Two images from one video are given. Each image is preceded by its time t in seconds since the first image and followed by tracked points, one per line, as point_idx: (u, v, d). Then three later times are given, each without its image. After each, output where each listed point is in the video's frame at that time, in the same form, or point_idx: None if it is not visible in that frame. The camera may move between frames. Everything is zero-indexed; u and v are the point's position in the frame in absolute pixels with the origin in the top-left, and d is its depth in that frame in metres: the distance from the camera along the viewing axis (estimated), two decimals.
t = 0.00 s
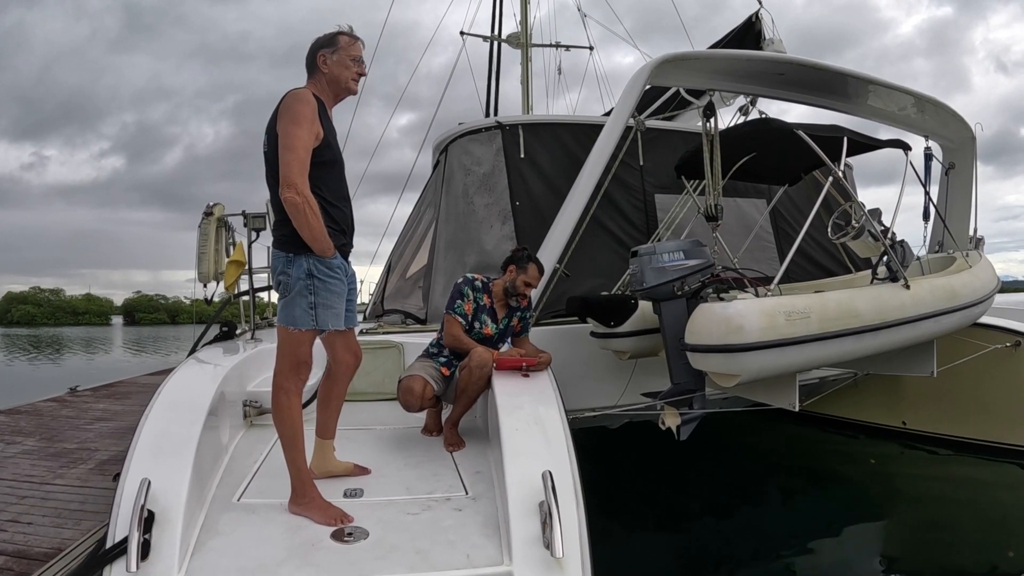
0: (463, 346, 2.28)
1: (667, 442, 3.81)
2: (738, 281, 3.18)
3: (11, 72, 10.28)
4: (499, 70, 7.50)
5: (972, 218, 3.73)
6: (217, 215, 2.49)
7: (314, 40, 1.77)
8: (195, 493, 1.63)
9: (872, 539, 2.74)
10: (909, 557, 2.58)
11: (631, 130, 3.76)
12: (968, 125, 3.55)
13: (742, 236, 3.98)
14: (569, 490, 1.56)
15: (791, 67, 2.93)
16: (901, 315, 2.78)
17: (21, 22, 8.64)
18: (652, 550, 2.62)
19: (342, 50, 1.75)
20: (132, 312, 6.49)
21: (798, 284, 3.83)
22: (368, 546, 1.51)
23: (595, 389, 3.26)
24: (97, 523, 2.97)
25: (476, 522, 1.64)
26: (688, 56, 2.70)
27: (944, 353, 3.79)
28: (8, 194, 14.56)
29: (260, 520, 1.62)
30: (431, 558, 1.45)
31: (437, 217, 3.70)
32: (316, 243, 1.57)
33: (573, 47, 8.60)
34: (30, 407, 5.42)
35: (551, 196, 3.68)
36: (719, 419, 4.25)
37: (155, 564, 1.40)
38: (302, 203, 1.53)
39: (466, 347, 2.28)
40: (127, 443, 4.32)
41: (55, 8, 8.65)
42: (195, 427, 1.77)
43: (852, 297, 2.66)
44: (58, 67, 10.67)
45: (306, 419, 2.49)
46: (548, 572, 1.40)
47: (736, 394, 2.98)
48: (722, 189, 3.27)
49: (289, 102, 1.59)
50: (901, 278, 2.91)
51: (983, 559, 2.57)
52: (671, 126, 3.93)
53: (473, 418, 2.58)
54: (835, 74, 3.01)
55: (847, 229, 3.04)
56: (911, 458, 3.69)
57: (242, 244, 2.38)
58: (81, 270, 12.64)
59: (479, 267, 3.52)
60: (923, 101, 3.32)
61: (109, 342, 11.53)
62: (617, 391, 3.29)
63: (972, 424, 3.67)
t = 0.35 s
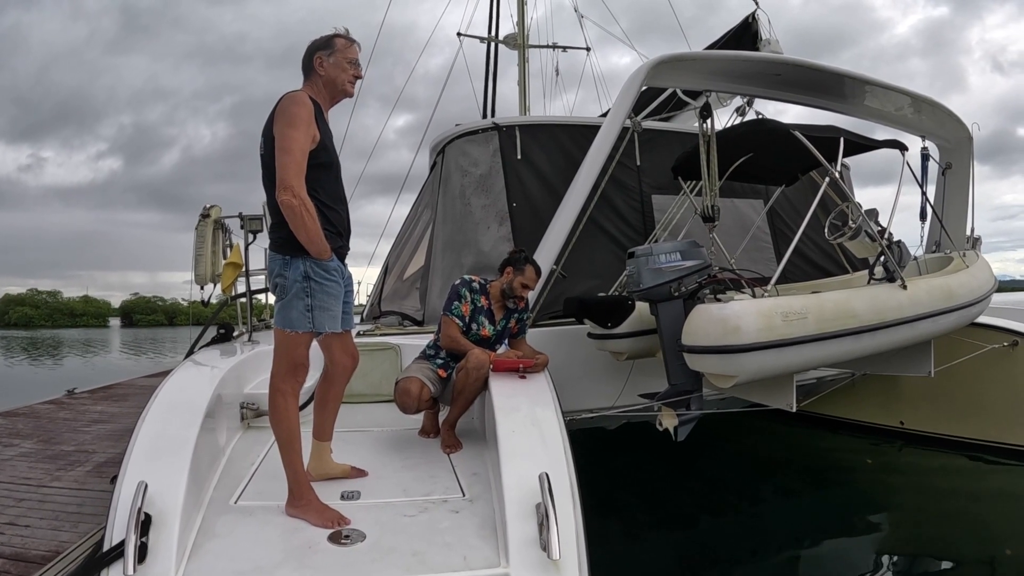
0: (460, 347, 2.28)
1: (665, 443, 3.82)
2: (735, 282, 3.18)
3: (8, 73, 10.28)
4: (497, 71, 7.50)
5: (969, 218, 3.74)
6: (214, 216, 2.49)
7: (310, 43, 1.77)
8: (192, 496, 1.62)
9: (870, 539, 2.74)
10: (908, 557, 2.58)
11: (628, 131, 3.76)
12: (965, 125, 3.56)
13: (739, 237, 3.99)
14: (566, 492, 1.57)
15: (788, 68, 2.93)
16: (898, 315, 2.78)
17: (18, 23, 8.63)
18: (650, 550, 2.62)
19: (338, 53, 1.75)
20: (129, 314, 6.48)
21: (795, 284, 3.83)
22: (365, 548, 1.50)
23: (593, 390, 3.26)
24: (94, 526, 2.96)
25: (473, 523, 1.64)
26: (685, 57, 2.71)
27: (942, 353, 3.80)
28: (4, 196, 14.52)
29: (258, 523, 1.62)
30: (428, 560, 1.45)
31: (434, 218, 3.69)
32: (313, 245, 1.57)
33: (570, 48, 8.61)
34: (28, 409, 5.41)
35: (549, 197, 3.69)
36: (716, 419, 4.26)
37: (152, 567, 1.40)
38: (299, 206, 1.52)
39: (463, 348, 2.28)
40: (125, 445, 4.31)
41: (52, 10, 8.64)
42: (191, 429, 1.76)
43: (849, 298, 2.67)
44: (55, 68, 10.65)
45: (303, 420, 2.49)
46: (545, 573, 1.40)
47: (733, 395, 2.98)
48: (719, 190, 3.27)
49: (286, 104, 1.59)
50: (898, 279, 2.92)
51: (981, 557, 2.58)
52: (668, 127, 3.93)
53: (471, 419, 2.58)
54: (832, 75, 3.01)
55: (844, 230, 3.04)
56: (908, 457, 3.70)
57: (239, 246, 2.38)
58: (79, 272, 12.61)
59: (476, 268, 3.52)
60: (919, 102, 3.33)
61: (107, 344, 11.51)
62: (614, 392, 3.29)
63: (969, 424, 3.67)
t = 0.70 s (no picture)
0: (457, 348, 2.28)
1: (663, 443, 3.82)
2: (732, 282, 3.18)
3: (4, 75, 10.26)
4: (494, 71, 7.49)
5: (965, 217, 3.75)
6: (211, 218, 2.49)
7: (306, 44, 1.76)
8: (189, 499, 1.62)
9: (870, 539, 2.74)
10: (906, 556, 2.59)
11: (625, 131, 3.76)
12: (961, 124, 3.57)
13: (736, 237, 3.99)
14: (564, 493, 1.56)
15: (785, 68, 2.94)
16: (895, 315, 2.78)
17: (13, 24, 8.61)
18: (649, 550, 2.63)
19: (335, 54, 1.75)
20: (126, 316, 6.46)
21: (793, 284, 3.84)
22: (363, 551, 1.50)
23: (590, 390, 3.26)
24: (92, 528, 2.95)
25: (470, 525, 1.64)
26: (681, 58, 2.71)
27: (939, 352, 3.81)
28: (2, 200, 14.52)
29: (255, 525, 1.62)
30: (426, 562, 1.45)
31: (431, 220, 3.69)
32: (309, 247, 1.57)
33: (567, 48, 8.60)
34: (24, 411, 5.40)
35: (546, 198, 3.68)
36: (714, 419, 4.26)
37: (149, 570, 1.39)
38: (295, 208, 1.52)
39: (460, 350, 2.28)
40: (122, 448, 4.30)
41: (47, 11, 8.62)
42: (188, 432, 1.76)
43: (846, 297, 2.67)
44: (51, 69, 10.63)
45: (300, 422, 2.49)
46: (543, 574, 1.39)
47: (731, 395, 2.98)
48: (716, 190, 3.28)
49: (281, 106, 1.59)
50: (895, 278, 2.92)
51: (979, 556, 2.58)
52: (665, 127, 3.93)
53: (468, 421, 2.58)
54: (828, 74, 3.01)
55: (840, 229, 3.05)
56: (906, 456, 3.71)
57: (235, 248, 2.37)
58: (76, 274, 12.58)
59: (473, 269, 3.52)
60: (916, 101, 3.34)
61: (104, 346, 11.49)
62: (612, 393, 3.29)
63: (967, 423, 3.68)
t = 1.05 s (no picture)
0: (459, 354, 2.28)
1: (664, 450, 3.81)
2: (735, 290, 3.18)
3: (10, 76, 10.32)
4: (498, 77, 7.50)
5: (968, 226, 3.75)
6: (214, 221, 2.50)
7: (310, 47, 1.77)
8: (190, 501, 1.62)
9: (871, 547, 2.73)
10: (909, 564, 2.58)
11: (628, 138, 3.77)
12: (964, 133, 3.57)
13: (739, 244, 3.99)
14: (566, 499, 1.56)
15: (789, 76, 2.94)
16: (898, 323, 2.78)
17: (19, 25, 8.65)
18: (650, 556, 2.62)
19: (340, 58, 1.76)
20: (128, 318, 6.47)
21: (795, 291, 3.84)
22: (363, 554, 1.50)
23: (592, 396, 3.25)
24: (91, 529, 2.95)
25: (471, 530, 1.63)
26: (685, 65, 2.71)
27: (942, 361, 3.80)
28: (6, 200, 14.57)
29: (255, 528, 1.61)
30: (427, 566, 1.45)
31: (434, 224, 3.69)
32: (311, 251, 1.57)
33: (571, 55, 8.61)
34: (26, 411, 5.40)
35: (549, 204, 3.69)
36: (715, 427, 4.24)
37: (150, 572, 1.39)
38: (297, 211, 1.52)
39: (463, 355, 2.28)
40: (123, 449, 4.30)
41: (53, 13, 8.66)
42: (190, 434, 1.76)
43: (849, 305, 2.67)
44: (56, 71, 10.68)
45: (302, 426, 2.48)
46: None
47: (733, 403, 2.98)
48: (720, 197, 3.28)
49: (284, 109, 1.59)
50: (898, 286, 2.92)
51: (981, 564, 2.57)
52: (669, 134, 3.94)
53: (470, 426, 2.57)
54: (832, 82, 3.02)
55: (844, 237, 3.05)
56: (907, 465, 3.70)
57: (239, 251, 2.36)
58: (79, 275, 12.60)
59: (476, 273, 3.52)
60: (919, 109, 3.34)
61: (106, 347, 11.51)
62: (614, 399, 3.28)
63: (970, 432, 3.67)
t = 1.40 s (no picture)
0: (462, 362, 2.28)
1: (666, 456, 3.80)
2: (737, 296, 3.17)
3: (13, 84, 10.38)
4: (499, 84, 7.52)
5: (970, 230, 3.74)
6: (216, 229, 2.49)
7: (310, 56, 1.77)
8: (192, 509, 1.62)
9: (875, 552, 2.72)
10: (913, 569, 2.56)
11: (629, 145, 3.78)
12: (965, 137, 3.57)
13: (741, 250, 3.99)
14: (568, 506, 1.56)
15: (788, 82, 2.95)
16: (901, 328, 2.78)
17: (22, 33, 8.70)
18: (653, 563, 2.61)
19: (339, 67, 1.77)
20: (131, 325, 6.47)
21: (797, 297, 3.84)
22: (365, 562, 1.49)
23: (594, 403, 3.25)
24: (92, 537, 2.94)
25: (474, 538, 1.63)
26: (686, 72, 2.72)
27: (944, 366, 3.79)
28: (9, 207, 14.63)
29: (257, 536, 1.61)
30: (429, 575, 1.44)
31: (436, 232, 3.69)
32: (311, 259, 1.57)
33: (571, 62, 8.64)
34: (28, 418, 5.40)
35: (550, 211, 3.70)
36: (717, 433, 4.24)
37: None
38: (297, 219, 1.52)
39: (465, 364, 2.28)
40: (124, 456, 4.30)
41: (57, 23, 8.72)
42: (191, 441, 1.76)
43: (851, 311, 2.67)
44: (58, 79, 10.74)
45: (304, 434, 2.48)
46: None
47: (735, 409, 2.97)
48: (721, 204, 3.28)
49: (283, 118, 1.60)
50: (900, 292, 2.92)
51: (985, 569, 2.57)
52: (670, 141, 3.95)
53: (472, 434, 2.57)
54: (832, 88, 3.02)
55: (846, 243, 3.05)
56: (910, 470, 3.69)
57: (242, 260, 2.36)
58: (81, 282, 12.62)
59: (477, 281, 3.52)
60: (920, 114, 3.35)
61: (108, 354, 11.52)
62: (616, 406, 3.28)
63: (973, 437, 3.66)
